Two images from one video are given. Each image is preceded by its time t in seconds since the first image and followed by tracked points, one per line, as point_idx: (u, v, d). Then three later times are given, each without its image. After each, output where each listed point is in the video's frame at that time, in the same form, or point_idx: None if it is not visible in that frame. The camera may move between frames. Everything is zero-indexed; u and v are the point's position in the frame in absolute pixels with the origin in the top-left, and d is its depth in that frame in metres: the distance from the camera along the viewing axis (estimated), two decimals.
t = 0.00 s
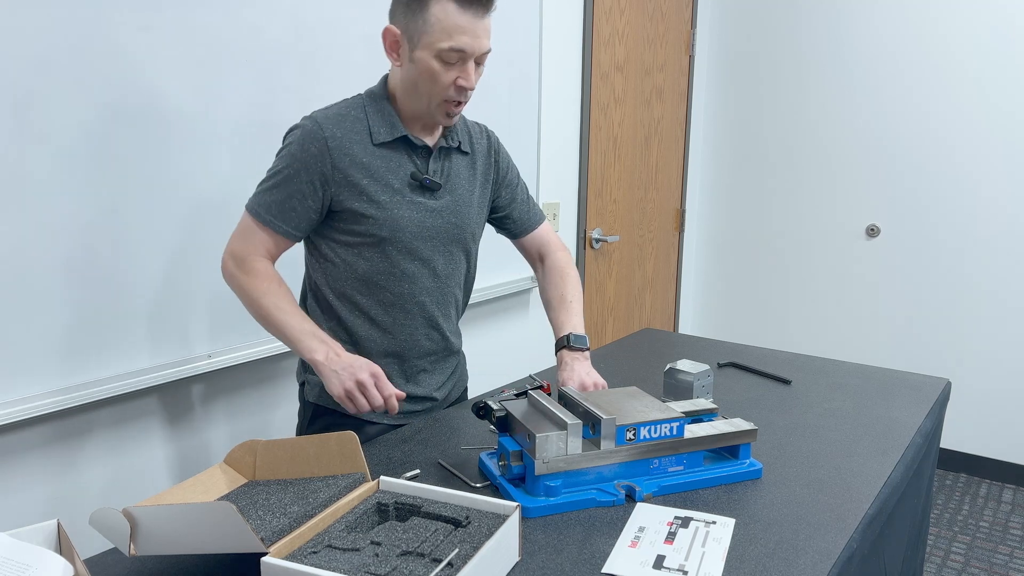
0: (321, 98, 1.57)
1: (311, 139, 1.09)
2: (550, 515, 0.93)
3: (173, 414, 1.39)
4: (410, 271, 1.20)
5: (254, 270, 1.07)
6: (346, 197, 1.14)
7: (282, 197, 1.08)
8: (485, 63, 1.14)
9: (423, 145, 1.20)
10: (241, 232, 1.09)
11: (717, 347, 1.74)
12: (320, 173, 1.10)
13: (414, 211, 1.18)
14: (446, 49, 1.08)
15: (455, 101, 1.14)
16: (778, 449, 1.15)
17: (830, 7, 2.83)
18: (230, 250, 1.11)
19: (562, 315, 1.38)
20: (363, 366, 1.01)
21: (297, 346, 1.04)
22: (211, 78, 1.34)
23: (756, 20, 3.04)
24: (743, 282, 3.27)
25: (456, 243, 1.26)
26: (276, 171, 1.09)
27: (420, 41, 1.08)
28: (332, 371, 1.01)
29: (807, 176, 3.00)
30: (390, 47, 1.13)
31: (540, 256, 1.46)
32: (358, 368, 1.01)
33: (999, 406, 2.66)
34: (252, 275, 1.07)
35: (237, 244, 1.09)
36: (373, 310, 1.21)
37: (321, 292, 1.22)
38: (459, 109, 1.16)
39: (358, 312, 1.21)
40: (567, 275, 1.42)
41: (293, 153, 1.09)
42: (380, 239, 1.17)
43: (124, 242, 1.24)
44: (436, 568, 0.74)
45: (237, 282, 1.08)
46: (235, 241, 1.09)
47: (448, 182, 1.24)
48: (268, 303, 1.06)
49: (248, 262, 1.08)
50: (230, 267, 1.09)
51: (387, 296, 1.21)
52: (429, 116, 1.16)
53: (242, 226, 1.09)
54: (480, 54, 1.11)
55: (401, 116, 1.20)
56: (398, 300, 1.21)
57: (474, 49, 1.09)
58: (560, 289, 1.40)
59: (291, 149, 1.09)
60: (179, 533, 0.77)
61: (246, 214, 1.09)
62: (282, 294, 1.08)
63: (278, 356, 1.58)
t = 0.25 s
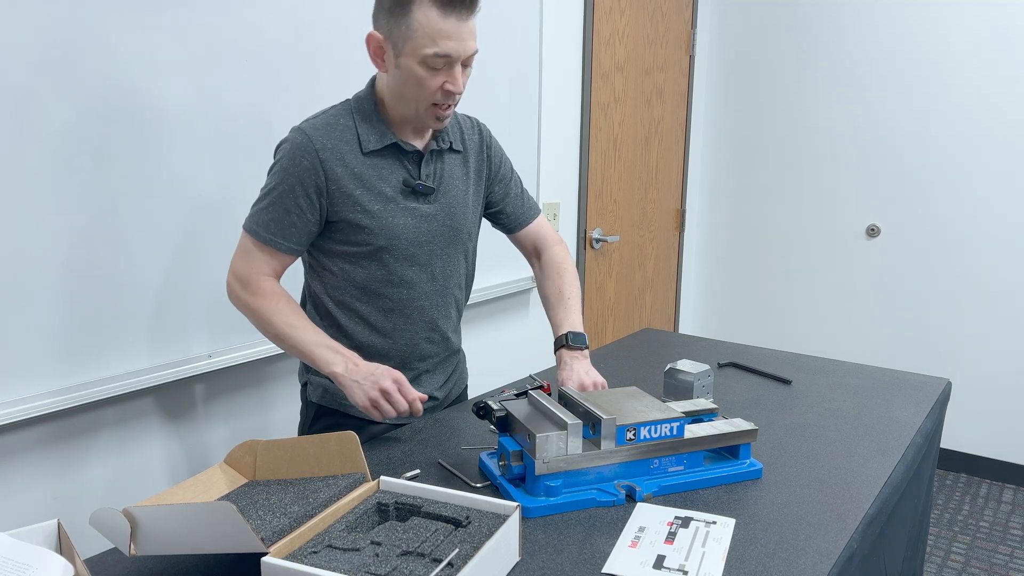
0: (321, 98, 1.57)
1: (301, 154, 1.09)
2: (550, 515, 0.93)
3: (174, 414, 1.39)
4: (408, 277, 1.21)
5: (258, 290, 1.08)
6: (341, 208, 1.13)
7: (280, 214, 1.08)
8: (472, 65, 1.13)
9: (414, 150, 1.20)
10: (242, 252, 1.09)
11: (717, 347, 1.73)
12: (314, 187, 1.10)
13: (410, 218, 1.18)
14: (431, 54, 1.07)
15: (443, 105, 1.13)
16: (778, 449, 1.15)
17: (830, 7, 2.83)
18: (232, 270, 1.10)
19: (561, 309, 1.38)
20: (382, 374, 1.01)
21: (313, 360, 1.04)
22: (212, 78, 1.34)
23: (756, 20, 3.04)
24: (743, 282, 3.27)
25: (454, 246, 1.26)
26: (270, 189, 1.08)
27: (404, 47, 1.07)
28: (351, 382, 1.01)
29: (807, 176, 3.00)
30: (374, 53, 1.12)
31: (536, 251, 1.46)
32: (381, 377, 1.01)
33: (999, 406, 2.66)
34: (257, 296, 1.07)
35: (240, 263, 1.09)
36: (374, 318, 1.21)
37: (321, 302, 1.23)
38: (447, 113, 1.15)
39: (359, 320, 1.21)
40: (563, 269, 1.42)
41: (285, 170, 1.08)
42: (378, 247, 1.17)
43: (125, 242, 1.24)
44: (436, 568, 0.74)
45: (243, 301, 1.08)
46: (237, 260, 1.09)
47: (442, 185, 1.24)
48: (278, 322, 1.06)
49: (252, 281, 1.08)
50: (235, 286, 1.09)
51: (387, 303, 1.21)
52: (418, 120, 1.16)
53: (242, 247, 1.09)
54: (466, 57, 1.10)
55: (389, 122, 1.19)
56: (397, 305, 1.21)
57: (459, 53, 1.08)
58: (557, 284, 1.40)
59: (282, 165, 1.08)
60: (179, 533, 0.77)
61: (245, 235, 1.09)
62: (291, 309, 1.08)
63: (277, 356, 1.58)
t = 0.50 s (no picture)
0: (321, 98, 1.57)
1: (299, 156, 1.08)
2: (550, 515, 0.93)
3: (173, 414, 1.39)
4: (408, 276, 1.21)
5: (258, 296, 1.07)
6: (341, 208, 1.13)
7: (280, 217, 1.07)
8: (468, 62, 1.13)
9: (411, 149, 1.20)
10: (240, 256, 1.08)
11: (717, 347, 1.73)
12: (312, 189, 1.09)
13: (409, 217, 1.18)
14: (425, 50, 1.07)
15: (439, 101, 1.13)
16: (778, 449, 1.15)
17: (830, 7, 2.83)
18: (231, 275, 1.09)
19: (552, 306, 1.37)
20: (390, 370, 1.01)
21: (323, 360, 1.04)
22: (212, 78, 1.34)
23: (756, 20, 3.04)
24: (742, 282, 3.27)
25: (452, 244, 1.26)
26: (268, 192, 1.07)
27: (398, 44, 1.08)
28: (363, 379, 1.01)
29: (806, 176, 3.00)
30: (370, 50, 1.13)
31: (525, 250, 1.46)
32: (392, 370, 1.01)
33: (999, 406, 2.66)
34: (259, 302, 1.07)
35: (238, 268, 1.08)
36: (373, 318, 1.21)
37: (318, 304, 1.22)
38: (444, 109, 1.15)
39: (358, 320, 1.21)
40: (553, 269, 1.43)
41: (284, 172, 1.07)
42: (378, 247, 1.17)
43: (125, 242, 1.24)
44: (436, 568, 0.73)
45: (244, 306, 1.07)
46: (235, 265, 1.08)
47: (440, 183, 1.24)
48: (281, 326, 1.06)
49: (251, 285, 1.07)
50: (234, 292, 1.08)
51: (387, 303, 1.21)
52: (414, 117, 1.16)
53: (240, 253, 1.08)
54: (461, 53, 1.10)
55: (386, 120, 1.19)
56: (396, 304, 1.22)
57: (454, 48, 1.08)
58: (549, 281, 1.40)
59: (280, 168, 1.07)
60: (179, 533, 0.77)
61: (244, 240, 1.08)
62: (296, 311, 1.08)
63: (277, 356, 1.58)
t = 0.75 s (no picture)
0: (322, 98, 1.57)
1: (308, 145, 1.07)
2: (550, 515, 0.93)
3: (174, 414, 1.39)
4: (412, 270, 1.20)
5: (265, 277, 1.02)
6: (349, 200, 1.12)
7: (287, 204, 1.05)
8: (479, 61, 1.15)
9: (420, 144, 1.21)
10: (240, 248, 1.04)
11: (717, 347, 1.73)
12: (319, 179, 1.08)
13: (415, 211, 1.18)
14: (441, 43, 1.08)
15: (449, 97, 1.14)
16: (778, 449, 1.15)
17: (830, 7, 2.83)
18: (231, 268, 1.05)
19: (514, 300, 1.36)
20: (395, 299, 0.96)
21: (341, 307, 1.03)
22: (212, 78, 1.34)
23: (756, 20, 3.04)
24: (743, 281, 3.27)
25: (453, 241, 1.27)
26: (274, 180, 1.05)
27: (415, 34, 1.08)
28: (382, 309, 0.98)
29: (807, 176, 3.00)
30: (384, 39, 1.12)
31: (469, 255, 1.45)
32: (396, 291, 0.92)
33: (999, 406, 2.66)
34: (267, 282, 1.02)
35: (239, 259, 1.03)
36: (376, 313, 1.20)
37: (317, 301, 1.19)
38: (451, 105, 1.16)
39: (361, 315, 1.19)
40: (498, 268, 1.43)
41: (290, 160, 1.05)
42: (384, 239, 1.16)
43: (125, 242, 1.24)
44: (436, 568, 0.74)
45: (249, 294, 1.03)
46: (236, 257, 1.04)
47: (444, 180, 1.25)
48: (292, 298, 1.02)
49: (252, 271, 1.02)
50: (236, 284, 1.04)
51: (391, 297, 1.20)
52: (421, 111, 1.16)
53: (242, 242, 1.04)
54: (475, 50, 1.11)
55: (393, 111, 1.19)
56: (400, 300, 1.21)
57: (469, 44, 1.10)
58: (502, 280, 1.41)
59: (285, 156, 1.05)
60: (179, 533, 0.77)
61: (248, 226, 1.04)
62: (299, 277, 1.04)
63: (277, 356, 1.58)
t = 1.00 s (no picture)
0: (321, 98, 1.57)
1: (332, 140, 1.05)
2: (550, 515, 0.93)
3: (173, 414, 1.39)
4: (420, 266, 1.21)
5: (302, 280, 0.99)
6: (367, 195, 1.11)
7: (319, 200, 1.03)
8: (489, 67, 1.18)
9: (427, 142, 1.21)
10: (271, 246, 1.00)
11: (716, 347, 1.74)
12: (344, 174, 1.06)
13: (426, 208, 1.18)
14: (459, 48, 1.10)
15: (459, 100, 1.16)
16: (778, 449, 1.15)
17: (830, 7, 2.83)
18: (260, 268, 1.00)
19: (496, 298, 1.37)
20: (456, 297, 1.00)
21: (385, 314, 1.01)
22: (212, 78, 1.34)
23: (756, 20, 3.04)
24: (742, 281, 3.27)
25: (453, 239, 1.28)
26: (304, 175, 1.02)
27: (433, 37, 1.10)
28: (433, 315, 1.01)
29: (807, 176, 3.00)
30: (399, 38, 1.12)
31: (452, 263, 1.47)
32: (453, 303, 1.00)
33: (999, 405, 2.66)
34: (306, 285, 0.99)
35: (273, 259, 1.00)
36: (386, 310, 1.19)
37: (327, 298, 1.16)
38: (460, 108, 1.18)
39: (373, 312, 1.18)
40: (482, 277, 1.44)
41: (320, 155, 1.03)
42: (398, 235, 1.16)
43: (125, 242, 1.24)
44: (436, 568, 0.74)
45: (285, 298, 0.99)
46: (268, 256, 1.00)
47: (446, 179, 1.26)
48: (338, 303, 1.00)
49: (287, 270, 0.99)
50: (269, 285, 0.99)
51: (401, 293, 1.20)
52: (431, 111, 1.18)
53: (273, 240, 0.99)
54: (488, 58, 1.14)
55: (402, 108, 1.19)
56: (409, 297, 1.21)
57: (484, 51, 1.12)
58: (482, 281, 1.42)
59: (313, 150, 1.03)
60: (179, 533, 0.77)
61: (278, 225, 1.00)
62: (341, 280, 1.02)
63: (277, 356, 1.58)
